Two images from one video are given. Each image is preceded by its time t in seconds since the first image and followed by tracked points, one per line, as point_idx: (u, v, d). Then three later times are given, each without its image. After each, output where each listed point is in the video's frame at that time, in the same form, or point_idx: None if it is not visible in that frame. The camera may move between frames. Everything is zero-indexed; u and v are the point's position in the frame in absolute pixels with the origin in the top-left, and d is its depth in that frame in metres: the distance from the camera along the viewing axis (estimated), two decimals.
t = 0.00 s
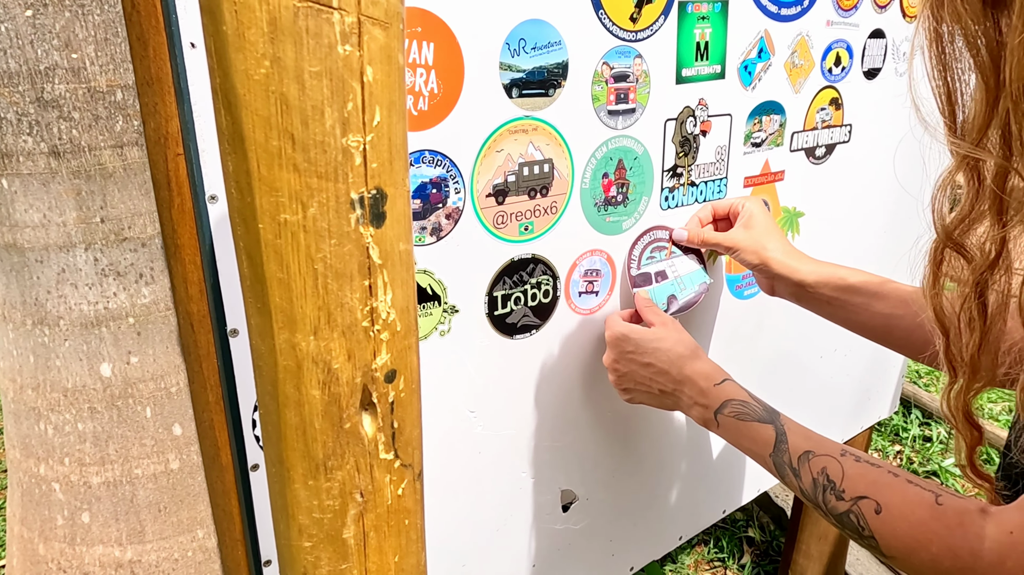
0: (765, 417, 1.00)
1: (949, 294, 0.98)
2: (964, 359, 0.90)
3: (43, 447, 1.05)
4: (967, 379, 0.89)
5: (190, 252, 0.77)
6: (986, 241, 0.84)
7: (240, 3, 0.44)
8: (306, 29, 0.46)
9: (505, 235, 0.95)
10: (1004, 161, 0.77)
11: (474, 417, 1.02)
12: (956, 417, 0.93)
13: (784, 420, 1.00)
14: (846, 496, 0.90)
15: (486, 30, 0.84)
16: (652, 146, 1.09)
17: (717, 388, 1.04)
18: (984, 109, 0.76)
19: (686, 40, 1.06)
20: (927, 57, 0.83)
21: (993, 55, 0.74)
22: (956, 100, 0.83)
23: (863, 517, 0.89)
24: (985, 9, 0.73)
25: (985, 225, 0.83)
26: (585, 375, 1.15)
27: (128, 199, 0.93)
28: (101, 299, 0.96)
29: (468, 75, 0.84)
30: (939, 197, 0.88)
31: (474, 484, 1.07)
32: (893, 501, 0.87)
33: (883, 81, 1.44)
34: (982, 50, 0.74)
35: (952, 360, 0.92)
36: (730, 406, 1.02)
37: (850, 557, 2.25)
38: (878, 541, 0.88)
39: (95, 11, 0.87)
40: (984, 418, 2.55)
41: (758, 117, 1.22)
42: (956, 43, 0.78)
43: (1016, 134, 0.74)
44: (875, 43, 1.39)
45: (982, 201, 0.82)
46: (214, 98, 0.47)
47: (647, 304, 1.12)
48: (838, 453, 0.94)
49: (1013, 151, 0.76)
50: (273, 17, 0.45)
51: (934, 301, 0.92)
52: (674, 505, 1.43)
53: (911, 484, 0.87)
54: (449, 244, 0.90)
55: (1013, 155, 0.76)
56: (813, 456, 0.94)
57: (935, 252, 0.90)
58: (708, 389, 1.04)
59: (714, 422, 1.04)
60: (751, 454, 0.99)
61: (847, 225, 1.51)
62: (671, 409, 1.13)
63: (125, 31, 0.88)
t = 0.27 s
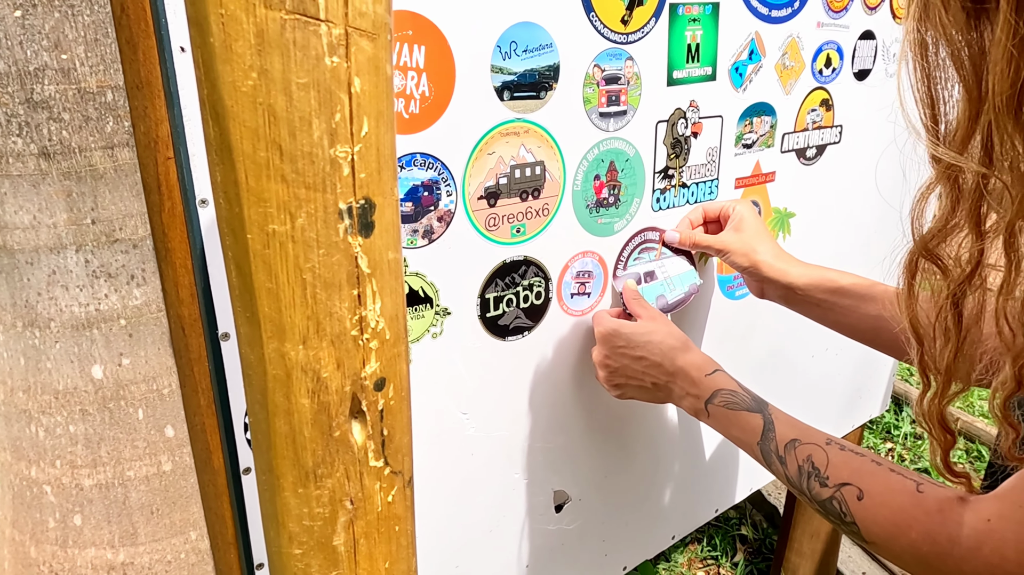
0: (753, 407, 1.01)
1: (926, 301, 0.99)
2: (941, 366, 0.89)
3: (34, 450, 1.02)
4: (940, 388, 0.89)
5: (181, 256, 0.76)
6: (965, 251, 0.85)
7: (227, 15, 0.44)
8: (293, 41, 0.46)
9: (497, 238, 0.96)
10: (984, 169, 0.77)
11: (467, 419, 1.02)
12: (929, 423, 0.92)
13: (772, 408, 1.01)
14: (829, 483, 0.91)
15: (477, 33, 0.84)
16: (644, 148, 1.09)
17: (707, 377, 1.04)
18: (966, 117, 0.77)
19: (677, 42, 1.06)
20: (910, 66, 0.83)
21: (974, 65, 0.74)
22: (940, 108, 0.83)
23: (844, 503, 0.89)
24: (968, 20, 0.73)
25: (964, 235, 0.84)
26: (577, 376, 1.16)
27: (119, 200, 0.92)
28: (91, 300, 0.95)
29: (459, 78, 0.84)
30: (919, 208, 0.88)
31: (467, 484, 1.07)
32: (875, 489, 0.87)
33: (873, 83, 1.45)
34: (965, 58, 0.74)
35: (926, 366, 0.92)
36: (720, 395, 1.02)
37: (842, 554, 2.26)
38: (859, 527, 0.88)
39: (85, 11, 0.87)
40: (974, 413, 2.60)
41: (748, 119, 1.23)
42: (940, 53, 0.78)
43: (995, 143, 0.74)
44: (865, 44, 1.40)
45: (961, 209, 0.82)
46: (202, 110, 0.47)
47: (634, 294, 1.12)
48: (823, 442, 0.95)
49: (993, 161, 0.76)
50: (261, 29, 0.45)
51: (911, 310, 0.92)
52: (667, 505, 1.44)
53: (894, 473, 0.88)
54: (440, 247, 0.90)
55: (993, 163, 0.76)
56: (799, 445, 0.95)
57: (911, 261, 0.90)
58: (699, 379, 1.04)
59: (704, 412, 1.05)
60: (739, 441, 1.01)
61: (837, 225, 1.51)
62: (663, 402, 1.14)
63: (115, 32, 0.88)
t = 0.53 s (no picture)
0: (739, 387, 1.03)
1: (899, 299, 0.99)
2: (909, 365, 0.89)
3: (17, 452, 0.96)
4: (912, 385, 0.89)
5: (165, 256, 0.76)
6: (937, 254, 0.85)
7: (210, 18, 0.44)
8: (277, 45, 0.46)
9: (483, 237, 0.95)
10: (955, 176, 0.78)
11: (455, 418, 1.02)
12: (901, 418, 0.91)
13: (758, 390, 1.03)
14: (811, 461, 0.92)
15: (464, 32, 0.84)
16: (630, 147, 1.09)
17: (695, 359, 1.06)
18: (940, 123, 0.78)
19: (662, 41, 1.06)
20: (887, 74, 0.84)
21: (947, 73, 0.76)
22: (914, 114, 0.83)
23: (825, 480, 0.91)
24: (942, 28, 0.74)
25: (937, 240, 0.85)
26: (565, 374, 1.16)
27: (102, 199, 0.87)
28: (74, 301, 0.90)
29: (445, 77, 0.84)
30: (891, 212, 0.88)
31: (456, 483, 1.07)
32: (855, 465, 0.89)
33: (856, 81, 1.46)
34: (938, 66, 0.75)
35: (895, 364, 0.92)
36: (706, 376, 1.04)
37: (828, 548, 2.28)
38: (840, 503, 0.90)
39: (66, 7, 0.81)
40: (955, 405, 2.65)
41: (734, 117, 1.24)
42: (915, 62, 0.79)
43: (967, 149, 0.76)
44: (849, 43, 1.41)
45: (932, 213, 0.83)
46: (185, 113, 0.47)
47: (616, 281, 1.13)
48: (806, 422, 0.97)
49: (964, 166, 0.78)
50: (244, 33, 0.45)
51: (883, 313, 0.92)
52: (657, 499, 1.45)
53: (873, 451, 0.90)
54: (427, 246, 0.90)
55: (964, 170, 0.78)
56: (782, 425, 0.97)
57: (883, 263, 0.90)
58: (686, 361, 1.07)
59: (693, 393, 1.07)
60: (725, 422, 1.02)
61: (820, 223, 1.53)
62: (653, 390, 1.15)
63: (97, 27, 0.82)
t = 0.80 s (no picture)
0: (727, 376, 1.04)
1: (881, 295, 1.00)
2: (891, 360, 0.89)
3: None
4: (892, 376, 0.88)
5: (152, 256, 0.75)
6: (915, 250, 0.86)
7: (201, 19, 0.44)
8: (269, 45, 0.46)
9: (473, 235, 0.95)
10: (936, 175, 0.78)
11: (445, 416, 1.02)
12: (882, 409, 0.88)
13: (745, 378, 1.04)
14: (797, 447, 0.94)
15: (453, 30, 0.84)
16: (618, 145, 1.10)
17: (684, 349, 1.07)
18: (922, 122, 0.79)
19: (649, 39, 1.07)
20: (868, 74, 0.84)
21: (927, 72, 0.76)
22: (896, 113, 0.83)
23: (811, 465, 0.92)
24: (925, 29, 0.75)
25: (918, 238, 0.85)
26: (555, 371, 1.16)
27: (86, 199, 0.80)
28: (58, 302, 0.84)
29: (434, 75, 0.84)
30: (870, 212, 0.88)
31: (447, 481, 1.07)
32: (840, 450, 0.91)
33: (841, 79, 1.47)
34: (919, 66, 0.76)
35: (878, 359, 0.92)
36: (695, 365, 1.05)
37: (815, 541, 2.30)
38: (825, 488, 0.91)
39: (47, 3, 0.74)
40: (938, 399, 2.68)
41: (721, 115, 1.24)
42: (897, 60, 0.79)
43: (948, 149, 0.76)
44: (833, 41, 1.42)
45: (913, 209, 0.83)
46: (176, 115, 0.46)
47: (600, 278, 1.14)
48: (792, 409, 0.98)
49: (946, 164, 0.77)
50: (236, 34, 0.44)
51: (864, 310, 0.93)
52: (647, 493, 1.46)
53: (856, 436, 0.91)
54: (417, 245, 0.90)
55: (945, 167, 0.78)
56: (769, 412, 0.98)
57: (863, 260, 0.89)
58: (675, 350, 1.07)
59: (682, 383, 1.08)
60: (714, 410, 1.03)
61: (807, 221, 1.55)
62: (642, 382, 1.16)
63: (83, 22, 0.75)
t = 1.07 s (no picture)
0: (727, 373, 1.04)
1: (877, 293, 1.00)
2: (887, 358, 0.90)
3: None
4: (889, 373, 0.89)
5: (151, 257, 0.74)
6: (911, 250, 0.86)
7: (206, 23, 0.44)
8: (273, 49, 0.46)
9: (471, 235, 0.96)
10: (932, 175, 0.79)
11: (445, 417, 1.02)
12: (878, 405, 0.89)
13: (745, 375, 1.04)
14: (798, 443, 0.94)
15: (451, 31, 0.84)
16: (616, 145, 1.10)
17: (683, 347, 1.08)
18: (918, 124, 0.79)
19: (647, 40, 1.07)
20: (866, 77, 0.85)
21: (922, 73, 0.77)
22: (892, 116, 0.84)
23: (812, 461, 0.93)
24: (921, 32, 0.76)
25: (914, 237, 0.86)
26: (555, 370, 1.16)
27: (82, 200, 0.80)
28: (54, 303, 0.83)
29: (433, 75, 0.84)
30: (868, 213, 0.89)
31: (446, 482, 1.07)
32: (840, 446, 0.91)
33: (838, 79, 1.48)
34: (915, 68, 0.77)
35: (874, 357, 0.92)
36: (694, 362, 1.05)
37: (811, 540, 2.31)
38: (825, 484, 0.92)
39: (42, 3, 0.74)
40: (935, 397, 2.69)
41: (718, 115, 1.25)
42: (894, 63, 0.80)
43: (944, 150, 0.77)
44: (830, 42, 1.42)
45: (909, 209, 0.84)
46: (180, 117, 0.46)
47: (599, 277, 1.14)
48: (792, 406, 0.98)
49: (942, 165, 0.78)
50: (241, 37, 0.44)
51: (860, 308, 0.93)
52: (645, 491, 1.46)
53: (855, 432, 0.92)
54: (416, 245, 0.90)
55: (941, 168, 0.78)
56: (769, 409, 0.98)
57: (857, 261, 0.89)
58: (674, 348, 1.08)
59: (681, 381, 1.08)
60: (713, 408, 1.03)
61: (804, 220, 1.56)
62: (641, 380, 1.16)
63: (78, 23, 0.75)
